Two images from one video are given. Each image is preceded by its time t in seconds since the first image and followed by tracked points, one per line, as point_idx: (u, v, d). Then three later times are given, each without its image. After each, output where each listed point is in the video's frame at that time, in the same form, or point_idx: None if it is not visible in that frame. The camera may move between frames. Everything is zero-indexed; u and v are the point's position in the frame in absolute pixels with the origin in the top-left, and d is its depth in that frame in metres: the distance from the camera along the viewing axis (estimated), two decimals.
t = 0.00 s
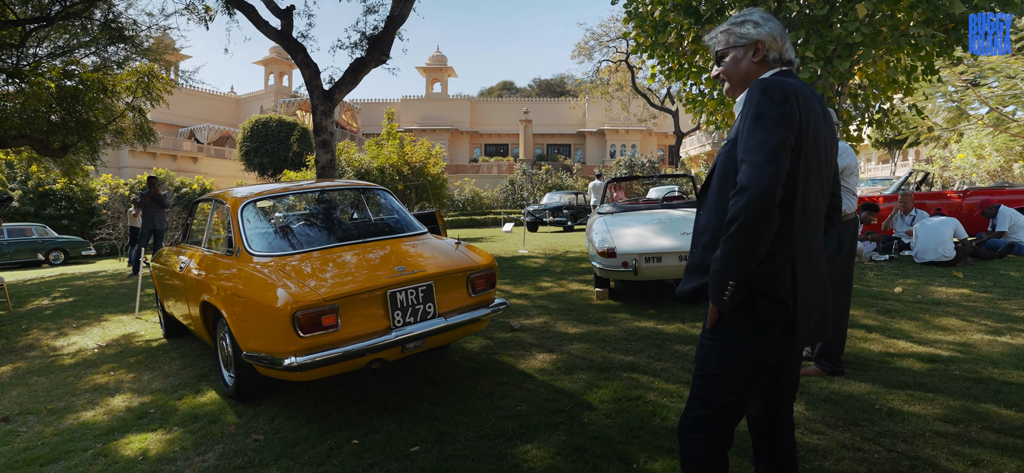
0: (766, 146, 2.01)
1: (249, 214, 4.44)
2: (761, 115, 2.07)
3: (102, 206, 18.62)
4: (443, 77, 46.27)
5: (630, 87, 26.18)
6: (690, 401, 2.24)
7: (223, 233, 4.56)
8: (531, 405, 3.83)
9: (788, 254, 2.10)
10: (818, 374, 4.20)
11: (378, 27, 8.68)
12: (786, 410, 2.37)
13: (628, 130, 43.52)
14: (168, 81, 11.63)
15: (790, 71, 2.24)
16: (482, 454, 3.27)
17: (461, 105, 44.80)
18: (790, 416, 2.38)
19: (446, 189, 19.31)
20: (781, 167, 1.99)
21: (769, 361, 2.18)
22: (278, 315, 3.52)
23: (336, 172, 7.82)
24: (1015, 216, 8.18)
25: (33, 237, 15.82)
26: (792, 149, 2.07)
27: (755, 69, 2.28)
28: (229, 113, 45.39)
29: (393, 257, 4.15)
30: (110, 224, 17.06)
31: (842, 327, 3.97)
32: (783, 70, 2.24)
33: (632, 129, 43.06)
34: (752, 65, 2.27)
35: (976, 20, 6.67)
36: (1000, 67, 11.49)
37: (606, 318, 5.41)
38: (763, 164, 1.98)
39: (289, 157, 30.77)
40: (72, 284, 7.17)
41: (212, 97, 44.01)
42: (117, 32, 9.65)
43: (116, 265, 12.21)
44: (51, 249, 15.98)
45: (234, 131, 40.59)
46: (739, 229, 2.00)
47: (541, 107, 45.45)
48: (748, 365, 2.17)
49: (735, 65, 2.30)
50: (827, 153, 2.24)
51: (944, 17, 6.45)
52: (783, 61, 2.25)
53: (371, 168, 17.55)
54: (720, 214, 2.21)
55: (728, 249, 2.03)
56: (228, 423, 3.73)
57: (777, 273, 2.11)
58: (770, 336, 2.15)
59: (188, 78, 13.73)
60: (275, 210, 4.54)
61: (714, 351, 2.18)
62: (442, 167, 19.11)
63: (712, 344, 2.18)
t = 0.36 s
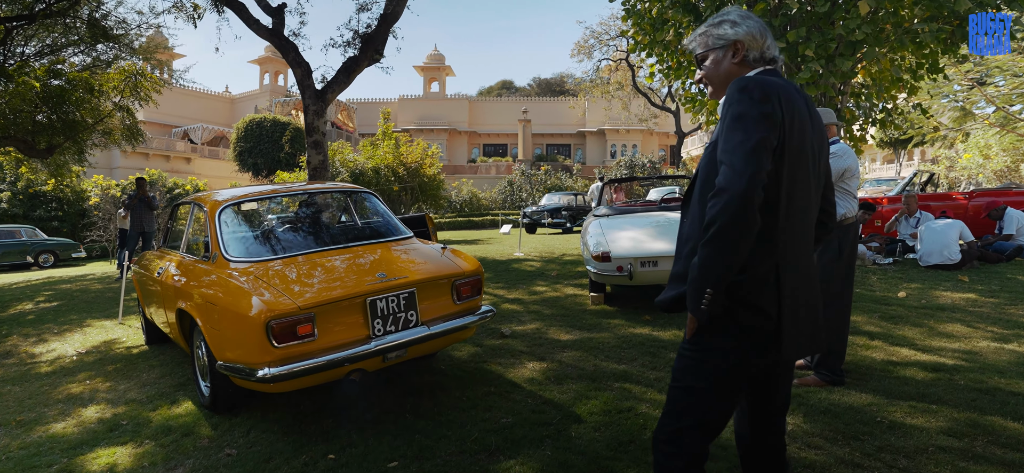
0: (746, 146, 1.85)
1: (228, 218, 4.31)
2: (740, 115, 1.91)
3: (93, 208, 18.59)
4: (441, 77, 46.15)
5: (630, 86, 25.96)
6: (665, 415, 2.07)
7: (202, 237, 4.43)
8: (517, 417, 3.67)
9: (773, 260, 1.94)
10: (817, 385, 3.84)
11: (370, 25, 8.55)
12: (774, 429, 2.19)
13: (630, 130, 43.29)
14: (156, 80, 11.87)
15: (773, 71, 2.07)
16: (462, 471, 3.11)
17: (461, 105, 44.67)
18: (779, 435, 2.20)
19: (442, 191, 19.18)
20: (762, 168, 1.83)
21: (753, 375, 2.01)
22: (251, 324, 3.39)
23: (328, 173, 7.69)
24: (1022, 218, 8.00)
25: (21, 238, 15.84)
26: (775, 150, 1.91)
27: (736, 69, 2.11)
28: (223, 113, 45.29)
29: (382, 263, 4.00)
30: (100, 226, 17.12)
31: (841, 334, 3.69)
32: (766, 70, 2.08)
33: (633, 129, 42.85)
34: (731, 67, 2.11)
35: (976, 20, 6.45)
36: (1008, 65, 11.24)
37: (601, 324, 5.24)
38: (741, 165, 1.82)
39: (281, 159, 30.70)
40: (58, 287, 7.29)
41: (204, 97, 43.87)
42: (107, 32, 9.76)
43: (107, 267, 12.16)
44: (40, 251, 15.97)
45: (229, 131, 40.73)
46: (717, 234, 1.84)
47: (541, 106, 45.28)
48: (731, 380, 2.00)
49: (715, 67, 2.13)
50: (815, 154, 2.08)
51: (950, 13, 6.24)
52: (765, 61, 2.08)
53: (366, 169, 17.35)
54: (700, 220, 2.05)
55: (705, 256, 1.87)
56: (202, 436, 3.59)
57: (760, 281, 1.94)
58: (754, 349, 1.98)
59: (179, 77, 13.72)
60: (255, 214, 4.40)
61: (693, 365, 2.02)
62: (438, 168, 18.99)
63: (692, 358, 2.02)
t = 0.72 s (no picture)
0: (707, 147, 1.75)
1: (209, 223, 4.19)
2: (701, 116, 1.82)
3: (85, 210, 18.53)
4: (440, 77, 46.09)
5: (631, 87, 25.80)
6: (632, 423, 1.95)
7: (183, 242, 4.31)
8: (504, 430, 3.53)
9: (743, 265, 1.82)
10: (817, 395, 3.65)
11: (364, 25, 8.43)
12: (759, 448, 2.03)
13: (631, 131, 43.14)
14: (145, 81, 11.92)
15: (740, 71, 2.00)
16: None
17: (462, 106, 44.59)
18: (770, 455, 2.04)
19: (438, 194, 19.09)
20: (724, 168, 1.73)
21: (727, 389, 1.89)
22: (227, 333, 3.26)
23: (320, 176, 7.59)
24: None
25: (12, 242, 15.87)
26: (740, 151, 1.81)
27: (698, 74, 2.04)
28: (219, 114, 45.25)
29: (372, 270, 3.87)
30: (92, 229, 17.11)
31: (840, 342, 3.50)
32: (731, 71, 2.00)
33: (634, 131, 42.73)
34: (692, 72, 2.04)
35: (975, 20, 6.30)
36: (1015, 65, 11.03)
37: (596, 331, 5.10)
38: (702, 165, 1.73)
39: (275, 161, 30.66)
40: (44, 294, 7.59)
41: (200, 98, 43.88)
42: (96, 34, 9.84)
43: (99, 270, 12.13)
44: (31, 255, 15.97)
45: (223, 132, 41.02)
46: (678, 238, 1.73)
47: (541, 107, 45.18)
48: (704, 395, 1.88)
49: (678, 73, 2.07)
50: (788, 156, 1.96)
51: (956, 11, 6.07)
52: (728, 62, 2.00)
53: (361, 172, 17.26)
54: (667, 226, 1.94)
55: (666, 261, 1.77)
56: (178, 449, 3.47)
57: (727, 289, 1.82)
58: (726, 361, 1.85)
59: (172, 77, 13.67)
60: (237, 219, 4.28)
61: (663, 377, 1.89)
62: (434, 170, 18.90)
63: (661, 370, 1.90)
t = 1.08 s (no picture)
0: (673, 147, 1.82)
1: (206, 224, 4.08)
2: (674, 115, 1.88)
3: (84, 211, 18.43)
4: (441, 77, 45.92)
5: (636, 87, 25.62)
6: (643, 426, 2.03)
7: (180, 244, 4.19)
8: (510, 439, 3.42)
9: (711, 264, 1.87)
10: (833, 403, 3.52)
11: (366, 23, 8.32)
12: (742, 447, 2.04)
13: (635, 132, 42.99)
14: (143, 81, 11.80)
15: (738, 60, 2.04)
16: None
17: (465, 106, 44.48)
18: (759, 457, 2.04)
19: (441, 195, 18.95)
20: (690, 168, 1.78)
21: (699, 386, 1.94)
22: (224, 338, 3.15)
23: (321, 177, 7.47)
24: None
25: (11, 243, 15.77)
26: (713, 151, 1.84)
27: (697, 60, 2.07)
28: (219, 115, 45.14)
29: (374, 273, 3.76)
30: (91, 230, 17.03)
31: (860, 350, 3.39)
32: (726, 61, 2.04)
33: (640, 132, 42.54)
34: (692, 55, 2.05)
35: (976, 21, 6.24)
36: None
37: (603, 337, 4.99)
38: (666, 165, 1.79)
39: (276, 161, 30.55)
40: (42, 295, 7.50)
41: (198, 99, 43.73)
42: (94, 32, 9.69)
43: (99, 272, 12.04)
44: (29, 256, 15.87)
45: (223, 133, 40.80)
46: (639, 235, 1.82)
47: (545, 107, 45.06)
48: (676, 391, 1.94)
49: (675, 53, 2.07)
50: (771, 154, 1.97)
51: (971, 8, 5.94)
52: (727, 51, 2.05)
53: (362, 172, 17.16)
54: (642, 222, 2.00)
55: (629, 258, 1.86)
56: (174, 457, 3.35)
57: (694, 287, 1.87)
58: (694, 358, 1.91)
59: (172, 77, 13.58)
60: (235, 220, 4.18)
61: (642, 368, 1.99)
62: (436, 170, 18.77)
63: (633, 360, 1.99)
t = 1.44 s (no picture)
0: (709, 149, 1.73)
1: (217, 226, 4.02)
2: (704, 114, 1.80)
3: (90, 212, 18.42)
4: (451, 76, 45.88)
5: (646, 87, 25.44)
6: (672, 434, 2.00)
7: (189, 246, 4.13)
8: (527, 446, 3.34)
9: (743, 269, 1.82)
10: (858, 411, 3.45)
11: (377, 22, 8.25)
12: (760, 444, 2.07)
13: (647, 132, 42.83)
14: (151, 81, 11.76)
15: (745, 58, 2.00)
16: None
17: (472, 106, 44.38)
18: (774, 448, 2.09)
19: (449, 196, 18.85)
20: (729, 171, 1.71)
21: (726, 392, 1.92)
22: (236, 343, 3.08)
23: (330, 178, 7.39)
24: None
25: (17, 244, 15.75)
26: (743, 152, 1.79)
27: (710, 55, 2.01)
28: (224, 115, 45.16)
29: (385, 275, 3.69)
30: (97, 231, 17.03)
31: (886, 356, 3.34)
32: (738, 57, 2.01)
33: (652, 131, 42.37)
34: (708, 51, 2.01)
35: (976, 21, 6.11)
36: None
37: (619, 341, 4.90)
38: (704, 169, 1.71)
39: (282, 162, 30.54)
40: (49, 297, 7.46)
41: (204, 98, 43.72)
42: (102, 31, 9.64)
43: (107, 274, 11.99)
44: (35, 257, 15.85)
45: (228, 133, 40.82)
46: (678, 242, 1.73)
47: (555, 107, 45.03)
48: (702, 397, 1.92)
49: (688, 45, 2.01)
50: (790, 155, 1.95)
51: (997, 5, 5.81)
52: (741, 47, 2.02)
53: (370, 173, 17.09)
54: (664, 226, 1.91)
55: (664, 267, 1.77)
56: (184, 463, 3.29)
57: (725, 293, 1.83)
58: (723, 366, 1.88)
59: (178, 76, 13.55)
60: (244, 221, 4.11)
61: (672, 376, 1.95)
62: (444, 171, 18.68)
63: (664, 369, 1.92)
